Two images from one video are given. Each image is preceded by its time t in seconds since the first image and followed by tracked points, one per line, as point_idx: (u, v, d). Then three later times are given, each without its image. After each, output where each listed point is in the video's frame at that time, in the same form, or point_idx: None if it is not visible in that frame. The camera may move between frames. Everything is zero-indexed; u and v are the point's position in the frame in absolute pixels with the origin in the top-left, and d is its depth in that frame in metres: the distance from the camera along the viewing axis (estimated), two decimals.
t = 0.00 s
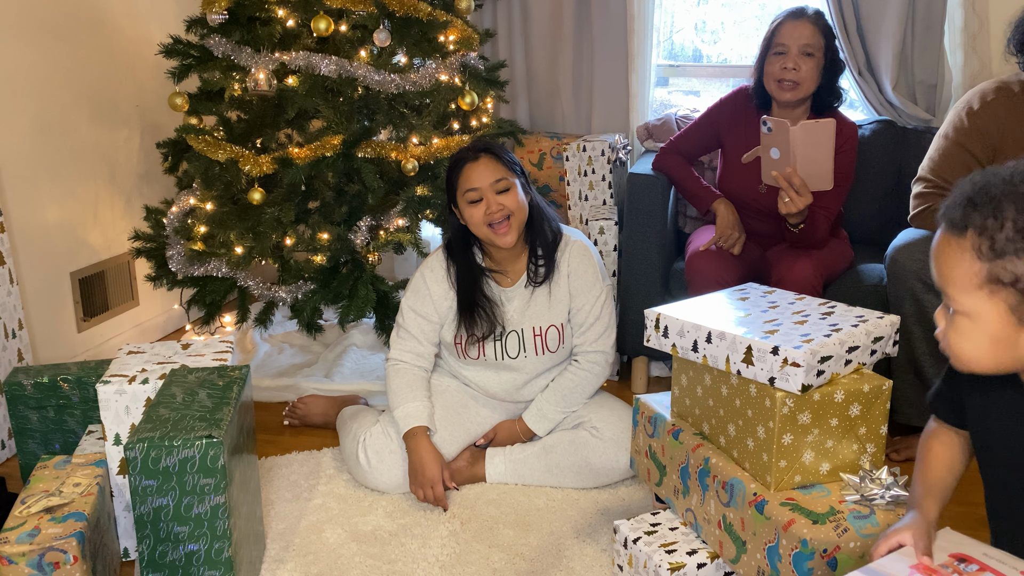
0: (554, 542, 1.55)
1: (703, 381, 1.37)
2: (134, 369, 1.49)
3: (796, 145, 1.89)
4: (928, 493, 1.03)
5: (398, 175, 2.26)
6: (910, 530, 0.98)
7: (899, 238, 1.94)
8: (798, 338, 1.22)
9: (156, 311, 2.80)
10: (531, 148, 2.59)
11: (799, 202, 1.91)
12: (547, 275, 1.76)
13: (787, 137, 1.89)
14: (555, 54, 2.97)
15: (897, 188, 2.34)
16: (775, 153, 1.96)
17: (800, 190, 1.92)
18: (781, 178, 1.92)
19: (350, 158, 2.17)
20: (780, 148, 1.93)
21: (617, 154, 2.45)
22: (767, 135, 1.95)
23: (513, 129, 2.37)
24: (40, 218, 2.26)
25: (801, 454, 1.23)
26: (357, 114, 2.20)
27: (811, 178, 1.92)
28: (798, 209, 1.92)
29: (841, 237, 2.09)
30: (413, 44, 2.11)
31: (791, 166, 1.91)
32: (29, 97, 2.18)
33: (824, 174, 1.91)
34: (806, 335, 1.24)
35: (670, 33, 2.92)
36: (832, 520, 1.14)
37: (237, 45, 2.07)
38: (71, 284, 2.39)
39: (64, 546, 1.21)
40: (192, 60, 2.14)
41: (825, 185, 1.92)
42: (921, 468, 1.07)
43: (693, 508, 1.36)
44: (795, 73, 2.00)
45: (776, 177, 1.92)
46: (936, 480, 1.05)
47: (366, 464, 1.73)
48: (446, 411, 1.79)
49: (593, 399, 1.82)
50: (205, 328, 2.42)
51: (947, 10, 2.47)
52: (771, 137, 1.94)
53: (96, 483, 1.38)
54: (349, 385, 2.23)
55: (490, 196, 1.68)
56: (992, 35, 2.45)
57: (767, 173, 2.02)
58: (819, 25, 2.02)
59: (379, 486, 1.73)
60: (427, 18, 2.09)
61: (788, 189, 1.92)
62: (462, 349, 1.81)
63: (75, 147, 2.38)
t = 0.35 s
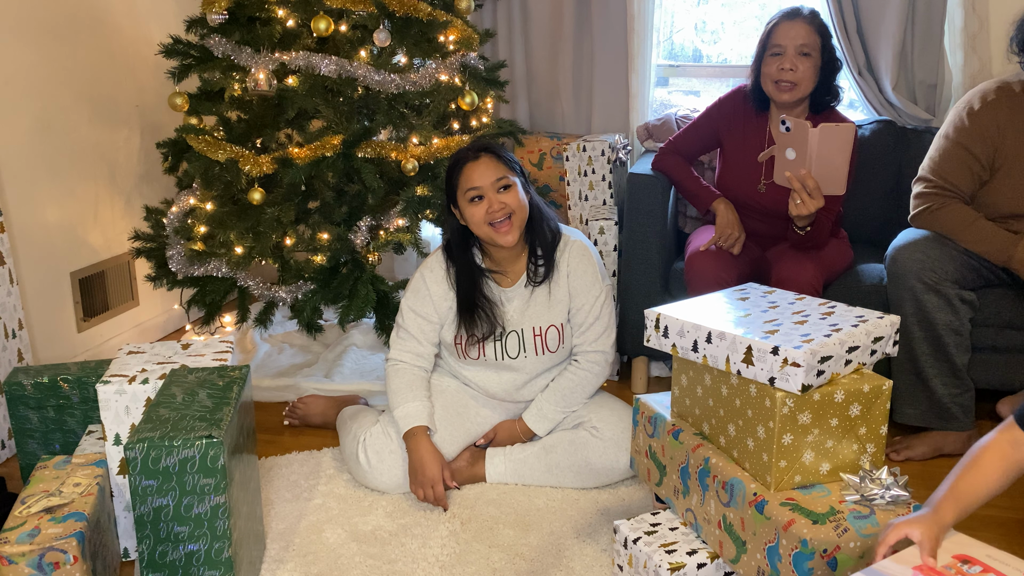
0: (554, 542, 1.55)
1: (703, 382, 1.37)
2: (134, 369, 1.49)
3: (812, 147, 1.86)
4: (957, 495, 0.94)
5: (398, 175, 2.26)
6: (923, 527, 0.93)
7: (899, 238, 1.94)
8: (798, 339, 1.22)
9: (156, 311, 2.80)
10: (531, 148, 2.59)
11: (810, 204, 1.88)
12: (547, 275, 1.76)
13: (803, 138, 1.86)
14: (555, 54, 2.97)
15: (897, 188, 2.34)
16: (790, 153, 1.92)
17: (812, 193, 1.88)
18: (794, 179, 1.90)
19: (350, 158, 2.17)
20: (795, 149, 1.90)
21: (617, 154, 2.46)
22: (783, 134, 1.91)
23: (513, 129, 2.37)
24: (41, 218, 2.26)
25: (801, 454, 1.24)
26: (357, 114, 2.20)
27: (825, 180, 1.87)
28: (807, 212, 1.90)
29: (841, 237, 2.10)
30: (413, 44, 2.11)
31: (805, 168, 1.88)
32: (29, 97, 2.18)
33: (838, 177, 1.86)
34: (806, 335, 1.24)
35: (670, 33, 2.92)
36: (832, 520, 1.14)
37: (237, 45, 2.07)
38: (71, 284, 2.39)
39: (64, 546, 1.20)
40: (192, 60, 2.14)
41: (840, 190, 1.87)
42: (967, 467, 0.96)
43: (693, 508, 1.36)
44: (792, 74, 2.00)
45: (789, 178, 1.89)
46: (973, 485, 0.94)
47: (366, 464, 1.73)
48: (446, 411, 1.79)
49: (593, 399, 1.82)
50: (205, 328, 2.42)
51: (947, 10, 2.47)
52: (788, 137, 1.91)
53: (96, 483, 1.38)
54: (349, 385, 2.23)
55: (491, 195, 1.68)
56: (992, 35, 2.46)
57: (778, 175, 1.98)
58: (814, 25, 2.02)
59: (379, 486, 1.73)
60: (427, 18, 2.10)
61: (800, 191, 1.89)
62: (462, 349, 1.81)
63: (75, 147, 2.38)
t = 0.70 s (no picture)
0: (554, 542, 1.55)
1: (703, 382, 1.37)
2: (134, 369, 1.49)
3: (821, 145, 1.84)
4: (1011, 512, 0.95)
5: (398, 175, 2.26)
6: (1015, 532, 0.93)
7: (899, 238, 1.94)
8: (798, 339, 1.22)
9: (156, 311, 2.80)
10: (531, 148, 2.59)
11: (819, 203, 1.86)
12: (548, 274, 1.76)
13: (813, 136, 1.84)
14: (555, 55, 2.97)
15: (898, 188, 2.34)
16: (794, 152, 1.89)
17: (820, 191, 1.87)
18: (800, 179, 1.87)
19: (350, 158, 2.17)
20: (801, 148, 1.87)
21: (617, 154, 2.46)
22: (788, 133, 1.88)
23: (513, 129, 2.37)
24: (41, 218, 2.26)
25: (801, 454, 1.24)
26: (357, 115, 2.20)
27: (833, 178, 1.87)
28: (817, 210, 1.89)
29: (841, 237, 2.10)
30: (413, 44, 2.11)
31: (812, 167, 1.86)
32: (29, 97, 2.18)
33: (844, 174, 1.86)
34: (806, 335, 1.24)
35: (670, 33, 2.92)
36: (832, 520, 1.14)
37: (237, 45, 2.07)
38: (71, 284, 2.39)
39: (64, 546, 1.20)
40: (192, 60, 2.14)
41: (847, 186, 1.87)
42: None
43: (693, 508, 1.36)
44: (797, 75, 2.01)
45: (797, 177, 1.86)
46: None
47: (366, 464, 1.73)
48: (446, 411, 1.79)
49: (593, 399, 1.82)
50: (205, 328, 2.42)
51: (947, 10, 2.47)
52: (792, 136, 1.87)
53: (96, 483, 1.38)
54: (349, 385, 2.23)
55: (496, 193, 1.69)
56: (992, 35, 2.46)
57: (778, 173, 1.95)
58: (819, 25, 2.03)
59: (379, 486, 1.73)
60: (427, 18, 2.10)
61: (809, 190, 1.87)
62: (462, 349, 1.81)
63: (75, 147, 2.38)
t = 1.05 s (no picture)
0: (554, 542, 1.55)
1: (703, 382, 1.37)
2: (134, 369, 1.49)
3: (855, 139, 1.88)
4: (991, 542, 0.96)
5: (398, 175, 2.26)
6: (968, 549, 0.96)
7: (899, 238, 1.94)
8: (798, 338, 1.22)
9: (156, 311, 2.80)
10: (531, 148, 2.59)
11: (852, 196, 1.90)
12: (548, 274, 1.76)
13: (845, 129, 1.88)
14: (555, 54, 2.97)
15: (898, 188, 2.34)
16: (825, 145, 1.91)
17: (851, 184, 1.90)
18: (832, 172, 1.90)
19: (350, 158, 2.17)
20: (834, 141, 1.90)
21: (617, 154, 2.46)
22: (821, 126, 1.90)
23: (513, 129, 2.37)
24: (41, 218, 2.26)
25: (801, 454, 1.24)
26: (357, 114, 2.20)
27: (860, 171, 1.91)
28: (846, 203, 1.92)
29: (841, 237, 2.10)
30: (413, 44, 2.11)
31: (844, 159, 1.89)
32: (29, 97, 2.18)
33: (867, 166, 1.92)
34: (806, 335, 1.24)
35: (670, 33, 2.92)
36: (832, 520, 1.15)
37: (237, 45, 2.07)
38: (71, 284, 2.39)
39: (64, 546, 1.21)
40: (192, 60, 2.14)
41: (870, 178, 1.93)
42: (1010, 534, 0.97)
43: (693, 508, 1.36)
44: (792, 69, 2.02)
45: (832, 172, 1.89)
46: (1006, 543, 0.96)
47: (366, 464, 1.73)
48: (445, 411, 1.79)
49: (593, 399, 1.82)
50: (205, 328, 2.41)
51: (947, 10, 2.47)
52: (826, 130, 1.90)
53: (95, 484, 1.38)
54: (349, 385, 2.23)
55: (502, 190, 1.68)
56: (992, 35, 2.46)
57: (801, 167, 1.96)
58: (812, 20, 2.04)
59: (379, 486, 1.73)
60: (427, 18, 2.10)
61: (842, 184, 1.90)
62: (462, 349, 1.81)
63: (75, 147, 2.37)
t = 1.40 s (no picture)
0: (554, 542, 1.55)
1: (703, 381, 1.37)
2: (134, 369, 1.49)
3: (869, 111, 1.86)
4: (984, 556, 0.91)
5: (398, 175, 2.26)
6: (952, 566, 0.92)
7: (899, 238, 1.94)
8: (798, 338, 1.22)
9: (156, 312, 2.80)
10: (531, 148, 2.59)
11: (870, 166, 1.89)
12: (549, 273, 1.76)
13: (862, 103, 1.85)
14: (555, 55, 2.97)
15: (897, 188, 2.34)
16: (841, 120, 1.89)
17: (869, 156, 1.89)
18: (849, 146, 1.88)
19: (350, 158, 2.17)
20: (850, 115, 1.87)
21: (617, 154, 2.46)
22: (835, 102, 1.87)
23: (513, 129, 2.37)
24: (41, 218, 2.26)
25: (801, 454, 1.24)
26: (357, 114, 2.19)
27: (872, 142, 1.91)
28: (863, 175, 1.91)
29: (839, 237, 2.11)
30: (413, 45, 2.11)
31: (861, 132, 1.88)
32: (29, 97, 2.18)
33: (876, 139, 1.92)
34: (806, 335, 1.24)
35: (670, 33, 2.92)
36: (832, 520, 1.15)
37: (237, 45, 2.07)
38: (71, 284, 2.39)
39: (64, 546, 1.21)
40: (192, 60, 2.14)
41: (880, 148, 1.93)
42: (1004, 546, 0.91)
43: (693, 508, 1.36)
44: (780, 61, 2.06)
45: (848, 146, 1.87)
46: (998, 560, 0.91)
47: (366, 464, 1.73)
48: (446, 411, 1.79)
49: (593, 399, 1.82)
50: (205, 328, 2.41)
51: (947, 10, 2.47)
52: (839, 105, 1.87)
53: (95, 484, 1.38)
54: (349, 385, 2.23)
55: (504, 187, 1.69)
56: (991, 36, 2.46)
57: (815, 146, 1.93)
58: (796, 13, 2.08)
59: (379, 486, 1.73)
60: (427, 18, 2.09)
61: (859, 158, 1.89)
62: (462, 348, 1.81)
63: (75, 147, 2.37)
